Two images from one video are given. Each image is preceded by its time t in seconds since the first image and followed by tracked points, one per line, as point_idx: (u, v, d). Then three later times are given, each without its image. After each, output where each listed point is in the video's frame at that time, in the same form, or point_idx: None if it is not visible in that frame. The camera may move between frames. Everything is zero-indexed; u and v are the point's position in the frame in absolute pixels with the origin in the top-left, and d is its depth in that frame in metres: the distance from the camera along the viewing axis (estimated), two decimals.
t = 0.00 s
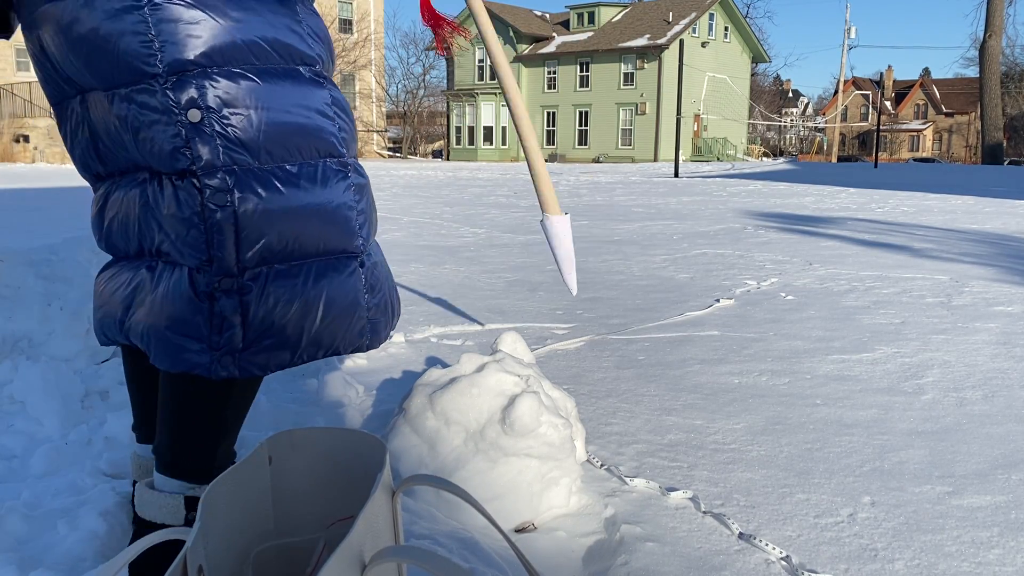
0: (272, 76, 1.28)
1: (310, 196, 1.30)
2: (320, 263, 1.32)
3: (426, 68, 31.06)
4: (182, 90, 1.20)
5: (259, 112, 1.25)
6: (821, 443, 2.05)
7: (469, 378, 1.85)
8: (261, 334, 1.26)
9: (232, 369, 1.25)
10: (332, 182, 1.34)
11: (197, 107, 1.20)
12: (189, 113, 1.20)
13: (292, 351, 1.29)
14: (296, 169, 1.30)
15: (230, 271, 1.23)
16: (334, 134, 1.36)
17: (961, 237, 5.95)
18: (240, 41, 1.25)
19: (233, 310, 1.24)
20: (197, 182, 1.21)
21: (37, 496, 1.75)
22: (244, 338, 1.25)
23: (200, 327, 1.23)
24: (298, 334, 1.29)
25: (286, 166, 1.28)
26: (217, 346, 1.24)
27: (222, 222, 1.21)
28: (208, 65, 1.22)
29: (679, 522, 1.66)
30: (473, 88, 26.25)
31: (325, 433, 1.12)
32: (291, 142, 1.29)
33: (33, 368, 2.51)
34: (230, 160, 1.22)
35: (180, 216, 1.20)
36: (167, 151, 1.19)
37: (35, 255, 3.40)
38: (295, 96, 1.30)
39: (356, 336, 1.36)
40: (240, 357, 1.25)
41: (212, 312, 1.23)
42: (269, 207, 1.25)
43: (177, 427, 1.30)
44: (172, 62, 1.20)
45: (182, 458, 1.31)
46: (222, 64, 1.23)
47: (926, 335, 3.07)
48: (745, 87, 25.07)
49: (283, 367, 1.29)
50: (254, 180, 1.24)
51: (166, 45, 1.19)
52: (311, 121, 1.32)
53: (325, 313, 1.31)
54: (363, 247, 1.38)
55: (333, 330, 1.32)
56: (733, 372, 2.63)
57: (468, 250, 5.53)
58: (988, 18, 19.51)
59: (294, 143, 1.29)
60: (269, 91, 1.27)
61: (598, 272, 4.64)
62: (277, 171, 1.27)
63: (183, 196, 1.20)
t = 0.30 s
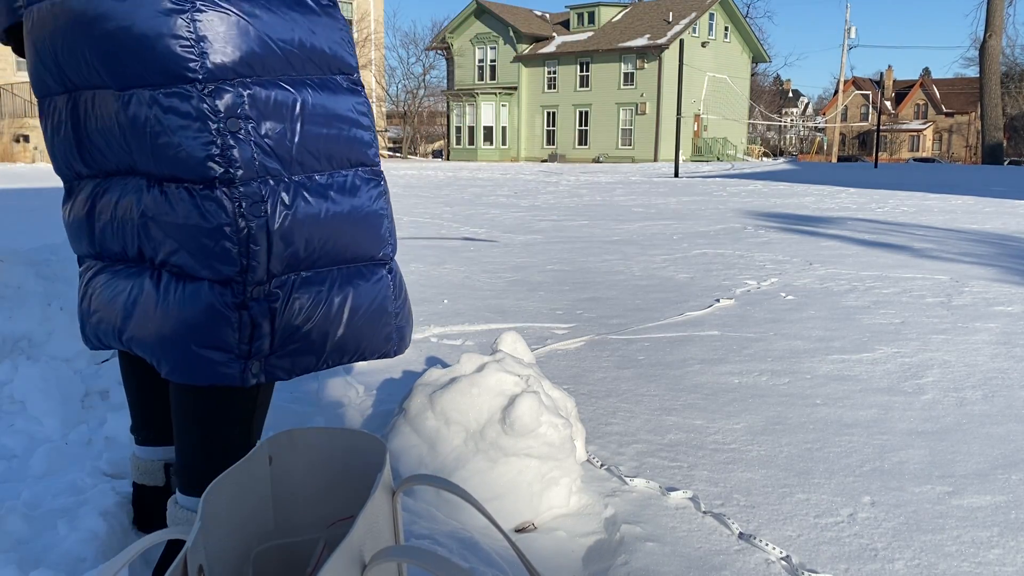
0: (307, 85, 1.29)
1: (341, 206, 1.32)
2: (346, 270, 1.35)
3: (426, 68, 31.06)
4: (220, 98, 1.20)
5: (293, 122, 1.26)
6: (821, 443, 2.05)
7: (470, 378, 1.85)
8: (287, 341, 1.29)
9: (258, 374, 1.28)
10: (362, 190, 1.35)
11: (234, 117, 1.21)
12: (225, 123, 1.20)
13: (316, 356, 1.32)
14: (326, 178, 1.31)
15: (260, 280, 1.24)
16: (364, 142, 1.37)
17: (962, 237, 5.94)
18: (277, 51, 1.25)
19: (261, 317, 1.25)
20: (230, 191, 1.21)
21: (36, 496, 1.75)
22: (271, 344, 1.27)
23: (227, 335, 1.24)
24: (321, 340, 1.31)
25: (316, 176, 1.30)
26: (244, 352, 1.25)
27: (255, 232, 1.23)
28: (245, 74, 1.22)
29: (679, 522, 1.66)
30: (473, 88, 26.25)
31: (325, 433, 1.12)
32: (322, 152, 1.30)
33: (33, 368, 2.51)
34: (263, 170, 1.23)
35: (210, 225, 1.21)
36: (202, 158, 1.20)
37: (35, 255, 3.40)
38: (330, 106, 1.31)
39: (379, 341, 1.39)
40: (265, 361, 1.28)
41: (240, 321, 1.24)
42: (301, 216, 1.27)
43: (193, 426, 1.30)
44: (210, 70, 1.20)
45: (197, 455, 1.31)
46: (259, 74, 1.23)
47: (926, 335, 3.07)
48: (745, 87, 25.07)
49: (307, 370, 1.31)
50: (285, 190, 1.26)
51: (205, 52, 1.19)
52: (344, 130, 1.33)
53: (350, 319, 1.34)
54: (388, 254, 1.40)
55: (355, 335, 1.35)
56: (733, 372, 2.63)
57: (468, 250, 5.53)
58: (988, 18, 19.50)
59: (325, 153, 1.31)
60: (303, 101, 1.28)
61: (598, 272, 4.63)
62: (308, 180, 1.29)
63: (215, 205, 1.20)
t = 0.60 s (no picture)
0: (332, 88, 1.30)
1: (364, 211, 1.32)
2: (366, 275, 1.35)
3: (426, 68, 31.07)
4: (244, 101, 1.21)
5: (314, 127, 1.27)
6: (821, 443, 2.05)
7: (470, 378, 1.86)
8: (304, 345, 1.30)
9: (275, 378, 1.29)
10: (387, 196, 1.35)
11: (259, 120, 1.22)
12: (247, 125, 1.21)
13: (333, 361, 1.33)
14: (348, 184, 1.32)
15: (281, 283, 1.25)
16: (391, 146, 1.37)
17: (962, 237, 5.94)
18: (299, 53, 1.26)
19: (280, 321, 1.26)
20: (252, 195, 1.22)
21: (36, 496, 1.75)
22: (289, 348, 1.29)
23: (245, 339, 1.25)
24: (339, 345, 1.32)
25: (337, 181, 1.31)
26: (262, 356, 1.27)
27: (275, 236, 1.24)
28: (270, 76, 1.24)
29: (679, 521, 1.66)
30: (473, 88, 26.25)
31: (325, 433, 1.11)
32: (345, 157, 1.31)
33: (33, 368, 2.51)
34: (285, 174, 1.24)
35: (230, 228, 1.21)
36: (222, 162, 1.20)
37: (35, 255, 3.40)
38: (354, 110, 1.32)
39: (398, 346, 1.39)
40: (282, 364, 1.29)
41: (259, 325, 1.25)
42: (322, 221, 1.27)
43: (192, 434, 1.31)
44: (234, 72, 1.21)
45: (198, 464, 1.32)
46: (283, 78, 1.25)
47: (926, 335, 3.07)
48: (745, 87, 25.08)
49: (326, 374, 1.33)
50: (306, 195, 1.26)
51: (231, 53, 1.20)
52: (369, 135, 1.33)
53: (370, 324, 1.34)
54: (412, 260, 1.40)
55: (375, 341, 1.35)
56: (733, 372, 2.63)
57: (468, 250, 5.53)
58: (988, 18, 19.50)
59: (348, 157, 1.31)
60: (327, 105, 1.28)
61: (598, 272, 4.63)
62: (330, 184, 1.30)
63: (235, 209, 1.21)
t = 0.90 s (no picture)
0: (344, 100, 1.31)
1: (367, 223, 1.33)
2: (367, 286, 1.36)
3: (426, 68, 31.10)
4: (261, 111, 1.21)
5: (324, 138, 1.28)
6: (821, 443, 2.05)
7: (470, 378, 1.86)
8: (305, 354, 1.30)
9: (273, 387, 1.29)
10: (389, 209, 1.37)
11: (273, 130, 1.22)
12: (261, 135, 1.21)
13: (333, 370, 1.33)
14: (354, 195, 1.33)
15: (286, 293, 1.26)
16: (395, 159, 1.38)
17: (962, 237, 5.95)
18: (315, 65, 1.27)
19: (285, 329, 1.27)
20: (263, 204, 1.22)
21: (36, 496, 1.75)
22: (291, 357, 1.29)
23: (248, 347, 1.25)
24: (339, 355, 1.33)
25: (343, 192, 1.31)
26: (263, 365, 1.27)
27: (283, 245, 1.24)
28: (286, 87, 1.24)
29: (679, 521, 1.67)
30: (473, 88, 26.28)
31: (325, 433, 1.12)
32: (352, 169, 1.32)
33: (33, 368, 2.51)
34: (295, 185, 1.25)
35: (239, 236, 1.21)
36: (235, 171, 1.20)
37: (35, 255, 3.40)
38: (363, 122, 1.33)
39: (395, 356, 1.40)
40: (282, 373, 1.30)
41: (263, 333, 1.26)
42: (329, 232, 1.28)
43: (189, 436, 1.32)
44: (250, 82, 1.21)
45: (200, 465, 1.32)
46: (298, 89, 1.26)
47: (926, 335, 3.08)
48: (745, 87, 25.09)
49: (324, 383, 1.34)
50: (314, 206, 1.27)
51: (249, 62, 1.21)
52: (376, 148, 1.35)
53: (369, 334, 1.36)
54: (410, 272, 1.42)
55: (374, 350, 1.37)
56: (733, 372, 2.63)
57: (468, 249, 5.54)
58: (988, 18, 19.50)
59: (354, 168, 1.32)
60: (338, 118, 1.29)
61: (598, 272, 4.64)
62: (337, 195, 1.30)
63: (246, 217, 1.21)
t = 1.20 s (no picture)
0: (335, 92, 1.30)
1: (358, 214, 1.33)
2: (357, 276, 1.35)
3: (426, 69, 31.13)
4: (252, 102, 1.21)
5: (316, 129, 1.27)
6: (821, 443, 2.05)
7: (470, 378, 1.86)
8: (294, 345, 1.30)
9: (264, 377, 1.31)
10: (379, 199, 1.36)
11: (264, 120, 1.22)
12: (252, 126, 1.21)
13: (323, 360, 1.33)
14: (345, 185, 1.32)
15: (275, 283, 1.26)
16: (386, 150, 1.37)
17: (962, 237, 5.96)
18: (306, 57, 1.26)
19: (274, 320, 1.27)
20: (253, 194, 1.22)
21: (36, 497, 1.75)
22: (281, 346, 1.29)
23: (235, 337, 1.26)
24: (329, 346, 1.33)
25: (334, 182, 1.31)
26: (253, 355, 1.28)
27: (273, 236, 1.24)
28: (278, 78, 1.23)
29: (679, 522, 1.66)
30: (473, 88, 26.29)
31: (325, 432, 1.12)
32: (343, 159, 1.31)
33: (33, 369, 2.51)
34: (287, 175, 1.24)
35: (229, 227, 1.21)
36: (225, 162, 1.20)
37: (36, 256, 3.40)
38: (354, 114, 1.32)
39: (386, 345, 1.40)
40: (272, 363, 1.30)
41: (253, 322, 1.26)
42: (319, 223, 1.28)
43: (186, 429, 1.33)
44: (242, 73, 1.20)
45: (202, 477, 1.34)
46: (290, 80, 1.25)
47: (926, 335, 3.08)
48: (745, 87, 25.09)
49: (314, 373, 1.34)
50: (305, 196, 1.27)
51: (241, 53, 1.20)
52: (368, 139, 1.34)
53: (360, 325, 1.35)
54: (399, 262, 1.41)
55: (365, 341, 1.36)
56: (732, 372, 2.63)
57: (468, 249, 5.55)
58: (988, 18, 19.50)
59: (345, 159, 1.31)
60: (329, 109, 1.28)
61: (598, 272, 4.64)
62: (328, 186, 1.30)
63: (235, 208, 1.21)
